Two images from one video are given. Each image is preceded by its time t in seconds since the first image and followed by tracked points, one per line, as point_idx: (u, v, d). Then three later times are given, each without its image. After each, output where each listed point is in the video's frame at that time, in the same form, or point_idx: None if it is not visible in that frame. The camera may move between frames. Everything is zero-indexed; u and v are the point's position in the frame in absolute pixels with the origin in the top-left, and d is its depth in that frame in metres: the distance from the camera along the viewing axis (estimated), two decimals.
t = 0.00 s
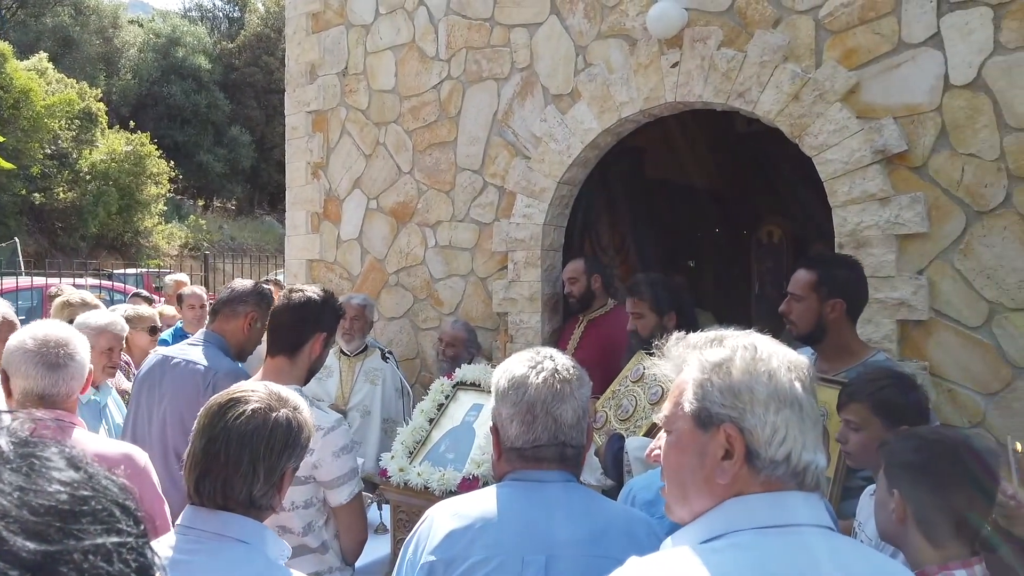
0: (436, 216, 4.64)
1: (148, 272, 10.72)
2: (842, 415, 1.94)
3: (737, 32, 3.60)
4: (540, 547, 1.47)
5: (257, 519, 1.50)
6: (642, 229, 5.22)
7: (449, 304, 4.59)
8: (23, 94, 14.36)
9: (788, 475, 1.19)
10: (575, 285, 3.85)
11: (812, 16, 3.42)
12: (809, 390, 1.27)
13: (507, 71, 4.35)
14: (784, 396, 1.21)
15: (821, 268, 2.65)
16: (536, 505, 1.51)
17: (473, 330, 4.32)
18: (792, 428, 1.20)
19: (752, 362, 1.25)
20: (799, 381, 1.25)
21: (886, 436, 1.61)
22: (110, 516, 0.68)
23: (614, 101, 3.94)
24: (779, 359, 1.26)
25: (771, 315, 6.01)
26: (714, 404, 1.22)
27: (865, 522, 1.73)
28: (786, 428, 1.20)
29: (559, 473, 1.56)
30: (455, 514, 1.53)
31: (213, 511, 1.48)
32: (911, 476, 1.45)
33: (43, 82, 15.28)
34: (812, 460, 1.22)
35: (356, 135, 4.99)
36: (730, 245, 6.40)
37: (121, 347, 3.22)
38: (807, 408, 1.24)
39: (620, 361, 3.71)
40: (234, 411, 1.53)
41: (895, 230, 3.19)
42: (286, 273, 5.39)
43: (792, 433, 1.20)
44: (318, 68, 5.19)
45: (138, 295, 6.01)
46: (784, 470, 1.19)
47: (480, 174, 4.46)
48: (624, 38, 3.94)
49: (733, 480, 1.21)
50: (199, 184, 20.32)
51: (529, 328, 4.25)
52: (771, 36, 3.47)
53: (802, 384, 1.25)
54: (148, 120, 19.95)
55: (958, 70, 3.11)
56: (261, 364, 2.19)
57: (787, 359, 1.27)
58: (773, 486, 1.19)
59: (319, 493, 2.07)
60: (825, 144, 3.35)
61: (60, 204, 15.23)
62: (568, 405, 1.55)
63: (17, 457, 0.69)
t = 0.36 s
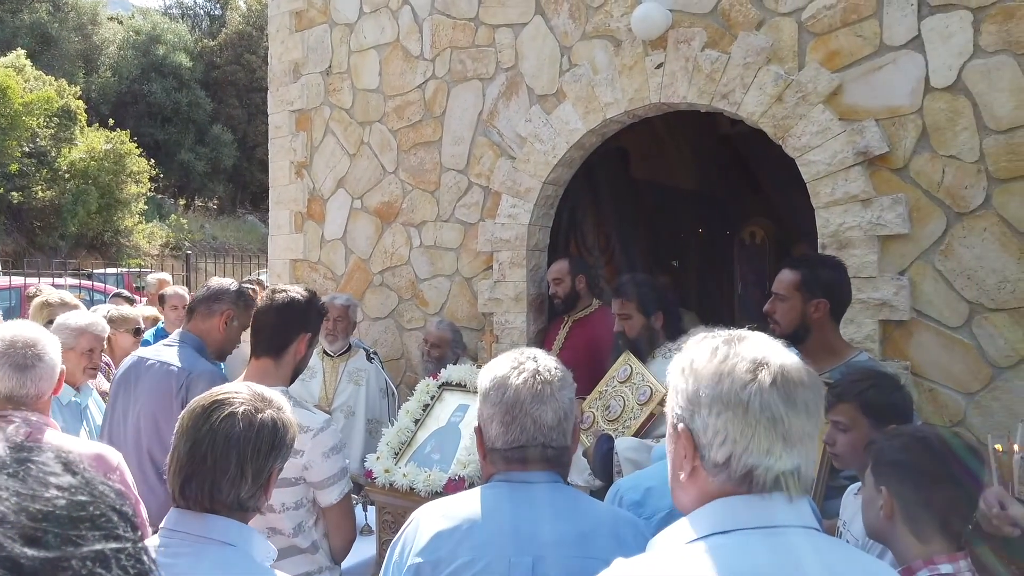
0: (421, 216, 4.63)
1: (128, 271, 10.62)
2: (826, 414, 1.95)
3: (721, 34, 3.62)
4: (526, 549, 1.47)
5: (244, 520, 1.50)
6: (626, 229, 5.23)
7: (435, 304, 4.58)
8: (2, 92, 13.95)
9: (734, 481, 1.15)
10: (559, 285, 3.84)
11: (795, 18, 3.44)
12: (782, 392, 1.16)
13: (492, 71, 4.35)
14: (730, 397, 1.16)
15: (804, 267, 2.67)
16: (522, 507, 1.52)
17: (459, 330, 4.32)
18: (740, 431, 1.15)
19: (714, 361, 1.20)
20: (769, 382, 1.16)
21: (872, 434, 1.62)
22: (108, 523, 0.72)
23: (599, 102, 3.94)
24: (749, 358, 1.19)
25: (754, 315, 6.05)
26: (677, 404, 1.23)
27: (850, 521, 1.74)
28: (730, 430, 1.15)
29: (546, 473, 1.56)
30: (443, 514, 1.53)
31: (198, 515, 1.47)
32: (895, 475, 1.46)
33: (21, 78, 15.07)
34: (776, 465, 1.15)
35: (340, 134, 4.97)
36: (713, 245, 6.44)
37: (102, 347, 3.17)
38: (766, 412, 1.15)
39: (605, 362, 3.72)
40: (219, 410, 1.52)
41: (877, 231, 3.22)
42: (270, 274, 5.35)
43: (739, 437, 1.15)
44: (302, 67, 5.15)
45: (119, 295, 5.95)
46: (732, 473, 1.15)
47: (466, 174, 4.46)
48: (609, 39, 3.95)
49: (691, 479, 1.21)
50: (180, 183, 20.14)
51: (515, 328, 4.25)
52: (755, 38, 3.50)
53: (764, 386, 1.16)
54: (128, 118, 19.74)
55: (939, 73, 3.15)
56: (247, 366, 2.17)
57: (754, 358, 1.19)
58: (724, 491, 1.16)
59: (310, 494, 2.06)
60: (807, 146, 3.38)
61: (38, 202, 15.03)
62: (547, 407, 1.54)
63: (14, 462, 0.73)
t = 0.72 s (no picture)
0: (421, 220, 4.66)
1: (128, 273, 10.63)
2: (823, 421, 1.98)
3: (719, 41, 3.65)
4: (528, 557, 1.50)
5: (245, 528, 1.52)
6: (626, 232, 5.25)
7: (435, 308, 4.60)
8: (3, 93, 13.96)
9: (727, 493, 1.18)
10: (558, 291, 3.86)
11: (793, 26, 3.47)
12: (780, 410, 1.17)
13: (492, 76, 4.38)
14: (725, 411, 1.18)
15: (802, 274, 2.69)
16: (521, 516, 1.54)
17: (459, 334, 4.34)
18: (732, 445, 1.17)
19: (717, 375, 1.23)
20: (766, 398, 1.18)
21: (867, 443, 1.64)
22: (127, 546, 0.76)
23: (598, 109, 3.97)
24: (750, 374, 1.20)
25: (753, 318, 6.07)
26: (683, 415, 1.27)
27: (845, 528, 1.77)
28: (721, 443, 1.17)
29: (546, 482, 1.59)
30: (445, 523, 1.55)
31: (201, 524, 1.50)
32: (887, 484, 1.49)
33: (22, 80, 15.09)
34: (767, 480, 1.16)
35: (341, 139, 5.00)
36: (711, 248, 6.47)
37: (104, 353, 3.19)
38: (761, 428, 1.16)
39: (605, 368, 3.75)
40: (223, 419, 1.55)
41: (874, 237, 3.24)
42: (270, 277, 5.36)
43: (731, 450, 1.17)
44: (303, 72, 5.18)
45: (121, 298, 5.97)
46: (723, 486, 1.18)
47: (466, 178, 4.48)
48: (608, 45, 3.98)
49: (692, 488, 1.24)
50: (180, 184, 20.16)
51: (514, 332, 4.27)
52: (753, 45, 3.52)
53: (762, 402, 1.17)
54: (128, 120, 19.75)
55: (935, 81, 3.18)
56: (254, 375, 2.20)
57: (757, 374, 1.20)
58: (719, 502, 1.19)
59: (317, 500, 2.09)
60: (805, 153, 3.40)
61: (38, 204, 15.05)
62: (541, 417, 1.56)
63: (39, 488, 0.77)
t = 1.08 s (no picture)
0: (421, 225, 4.68)
1: (127, 275, 10.64)
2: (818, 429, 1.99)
3: (717, 47, 3.67)
4: (526, 564, 1.52)
5: (245, 536, 1.54)
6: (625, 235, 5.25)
7: (434, 312, 4.62)
8: (3, 95, 13.98)
9: (725, 505, 1.19)
10: (556, 296, 3.87)
11: (790, 33, 3.49)
12: (779, 425, 1.18)
13: (491, 82, 4.40)
14: (724, 424, 1.20)
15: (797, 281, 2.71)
16: (522, 524, 1.56)
17: (458, 338, 4.36)
18: (731, 458, 1.18)
19: (719, 388, 1.25)
20: (767, 412, 1.19)
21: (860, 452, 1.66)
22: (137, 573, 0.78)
23: (597, 114, 3.99)
24: (752, 388, 1.22)
25: (752, 321, 6.09)
26: (687, 426, 1.29)
27: (837, 535, 1.79)
28: (721, 455, 1.19)
29: (544, 491, 1.61)
30: (444, 531, 1.57)
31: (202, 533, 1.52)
32: (877, 494, 1.50)
33: (22, 82, 15.10)
34: (765, 494, 1.17)
35: (341, 143, 5.02)
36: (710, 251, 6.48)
37: (105, 358, 3.20)
38: (760, 442, 1.17)
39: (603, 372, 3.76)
40: (224, 429, 1.57)
41: (871, 243, 3.26)
42: (271, 281, 5.37)
43: (730, 463, 1.18)
44: (303, 76, 5.20)
45: (121, 301, 5.98)
46: (721, 497, 1.19)
47: (465, 183, 4.50)
48: (606, 51, 4.00)
49: (694, 498, 1.26)
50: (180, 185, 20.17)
51: (514, 337, 4.29)
52: (751, 52, 3.54)
53: (761, 417, 1.19)
54: (128, 121, 19.77)
55: (931, 88, 3.20)
56: (257, 382, 2.22)
57: (758, 389, 1.22)
58: (717, 514, 1.20)
59: (318, 506, 2.11)
60: (802, 159, 3.42)
61: (37, 205, 15.07)
62: (542, 427, 1.59)
63: (49, 516, 0.79)
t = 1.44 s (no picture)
0: (424, 224, 4.68)
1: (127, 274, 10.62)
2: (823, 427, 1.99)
3: (721, 46, 3.66)
4: (531, 562, 1.52)
5: (252, 534, 1.54)
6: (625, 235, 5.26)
7: (437, 311, 4.63)
8: (3, 94, 13.96)
9: (746, 499, 1.19)
10: (558, 295, 3.87)
11: (794, 32, 3.49)
12: (803, 422, 1.19)
13: (494, 80, 4.40)
14: (749, 418, 1.20)
15: (800, 280, 2.71)
16: (525, 522, 1.56)
17: (461, 337, 4.36)
18: (753, 452, 1.19)
19: (745, 383, 1.26)
20: (792, 408, 1.20)
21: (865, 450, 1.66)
22: (156, 567, 0.78)
23: (600, 113, 3.98)
24: (777, 385, 1.23)
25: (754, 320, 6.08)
26: (710, 422, 1.29)
27: (842, 534, 1.78)
28: (744, 449, 1.20)
29: (548, 490, 1.61)
30: (448, 530, 1.58)
31: (210, 530, 1.52)
32: (882, 492, 1.50)
33: (22, 81, 15.08)
34: (786, 489, 1.17)
35: (343, 142, 5.02)
36: (711, 251, 6.49)
37: (110, 357, 3.21)
38: (783, 438, 1.18)
39: (605, 372, 3.76)
40: (233, 427, 1.56)
41: (875, 242, 3.26)
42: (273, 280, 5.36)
43: (752, 457, 1.19)
44: (305, 75, 5.19)
45: (123, 300, 5.98)
46: (742, 490, 1.20)
47: (467, 182, 4.51)
48: (609, 50, 4.00)
49: (715, 493, 1.26)
50: (180, 184, 20.16)
51: (516, 336, 4.29)
52: (754, 51, 3.54)
53: (786, 413, 1.19)
54: (128, 120, 19.75)
55: (935, 87, 3.20)
56: (262, 379, 2.22)
57: (784, 386, 1.23)
58: (736, 509, 1.20)
59: (321, 503, 2.11)
60: (806, 158, 3.42)
61: (37, 204, 15.06)
62: (553, 426, 1.59)
63: (67, 512, 0.79)
